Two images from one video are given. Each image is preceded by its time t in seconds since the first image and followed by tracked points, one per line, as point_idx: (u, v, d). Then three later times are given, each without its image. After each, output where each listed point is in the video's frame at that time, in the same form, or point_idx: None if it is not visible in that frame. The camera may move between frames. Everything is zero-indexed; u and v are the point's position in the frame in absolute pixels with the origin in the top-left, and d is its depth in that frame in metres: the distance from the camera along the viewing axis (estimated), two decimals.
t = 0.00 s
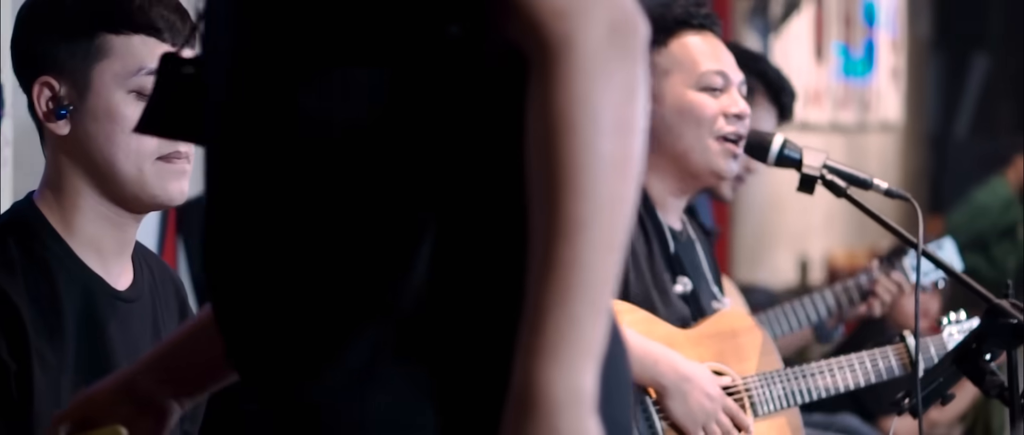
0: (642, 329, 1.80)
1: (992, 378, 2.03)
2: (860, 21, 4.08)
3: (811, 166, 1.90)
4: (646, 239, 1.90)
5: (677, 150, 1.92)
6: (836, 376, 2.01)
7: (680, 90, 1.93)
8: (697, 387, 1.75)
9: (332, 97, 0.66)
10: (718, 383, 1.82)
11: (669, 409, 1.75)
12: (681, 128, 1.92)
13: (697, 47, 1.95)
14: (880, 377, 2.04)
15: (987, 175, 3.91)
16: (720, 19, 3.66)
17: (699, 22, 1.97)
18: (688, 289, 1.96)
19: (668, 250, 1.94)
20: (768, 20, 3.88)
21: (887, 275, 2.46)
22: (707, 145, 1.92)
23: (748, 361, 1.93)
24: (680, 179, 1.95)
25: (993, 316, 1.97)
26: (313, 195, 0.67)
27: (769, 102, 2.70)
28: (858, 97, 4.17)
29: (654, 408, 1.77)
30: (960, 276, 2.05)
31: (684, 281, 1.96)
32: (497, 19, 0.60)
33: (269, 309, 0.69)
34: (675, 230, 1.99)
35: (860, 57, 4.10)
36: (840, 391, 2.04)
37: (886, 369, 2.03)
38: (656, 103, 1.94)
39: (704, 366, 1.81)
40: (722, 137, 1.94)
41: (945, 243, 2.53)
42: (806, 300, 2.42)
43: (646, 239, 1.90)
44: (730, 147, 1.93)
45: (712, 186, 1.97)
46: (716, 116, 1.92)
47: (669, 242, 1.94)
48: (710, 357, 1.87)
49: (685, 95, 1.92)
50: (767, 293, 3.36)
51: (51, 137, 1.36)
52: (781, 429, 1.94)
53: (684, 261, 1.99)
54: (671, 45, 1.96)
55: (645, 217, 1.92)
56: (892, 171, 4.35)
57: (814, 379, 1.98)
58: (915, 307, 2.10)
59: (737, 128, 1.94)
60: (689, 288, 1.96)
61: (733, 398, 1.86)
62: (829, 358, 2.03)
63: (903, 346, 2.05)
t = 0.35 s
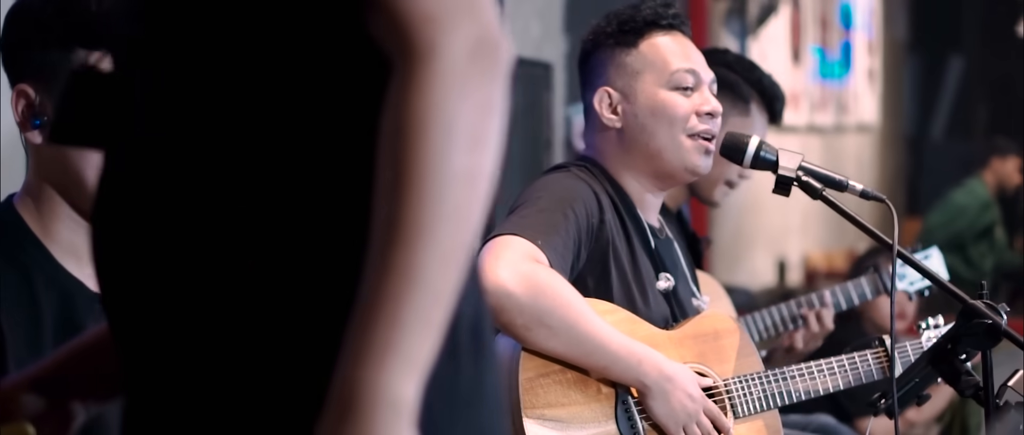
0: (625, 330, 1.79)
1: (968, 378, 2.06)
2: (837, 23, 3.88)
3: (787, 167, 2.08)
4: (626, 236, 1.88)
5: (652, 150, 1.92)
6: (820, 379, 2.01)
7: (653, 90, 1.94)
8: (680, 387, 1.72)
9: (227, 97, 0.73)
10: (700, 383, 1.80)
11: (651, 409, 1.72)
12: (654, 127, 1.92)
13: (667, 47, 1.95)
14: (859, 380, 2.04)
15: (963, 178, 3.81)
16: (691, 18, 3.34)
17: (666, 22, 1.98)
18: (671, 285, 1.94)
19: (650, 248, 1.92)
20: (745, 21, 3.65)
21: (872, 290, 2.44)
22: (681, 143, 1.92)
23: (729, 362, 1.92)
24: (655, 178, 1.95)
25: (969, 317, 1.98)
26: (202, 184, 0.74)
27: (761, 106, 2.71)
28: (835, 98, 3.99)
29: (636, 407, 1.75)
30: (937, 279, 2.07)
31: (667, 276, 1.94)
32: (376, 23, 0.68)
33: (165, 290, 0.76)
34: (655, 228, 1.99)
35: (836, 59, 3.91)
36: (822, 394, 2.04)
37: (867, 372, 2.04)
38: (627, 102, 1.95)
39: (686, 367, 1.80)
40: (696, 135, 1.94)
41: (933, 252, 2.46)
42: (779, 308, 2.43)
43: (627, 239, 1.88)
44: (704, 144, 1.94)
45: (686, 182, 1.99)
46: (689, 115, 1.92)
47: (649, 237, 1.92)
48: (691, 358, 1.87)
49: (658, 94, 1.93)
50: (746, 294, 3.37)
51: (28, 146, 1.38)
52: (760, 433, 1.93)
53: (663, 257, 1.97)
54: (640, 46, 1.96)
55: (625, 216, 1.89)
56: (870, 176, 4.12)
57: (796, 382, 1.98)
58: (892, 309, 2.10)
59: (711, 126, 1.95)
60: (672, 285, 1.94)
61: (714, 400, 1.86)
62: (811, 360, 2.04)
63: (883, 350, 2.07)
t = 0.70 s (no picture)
0: (623, 332, 1.79)
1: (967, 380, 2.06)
2: (836, 26, 3.93)
3: (785, 169, 2.08)
4: (621, 240, 1.88)
5: (649, 149, 1.93)
6: (818, 380, 2.02)
7: (646, 88, 1.94)
8: (678, 388, 1.73)
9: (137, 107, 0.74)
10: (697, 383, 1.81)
11: (649, 410, 1.73)
12: (651, 125, 1.93)
13: (655, 46, 1.98)
14: (856, 381, 2.05)
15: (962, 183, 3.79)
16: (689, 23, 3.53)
17: (654, 22, 2.01)
18: (666, 288, 1.92)
19: (645, 250, 1.92)
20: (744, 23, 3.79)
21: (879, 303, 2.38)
22: (677, 139, 1.94)
23: (727, 363, 1.93)
24: (651, 177, 1.96)
25: (967, 319, 1.99)
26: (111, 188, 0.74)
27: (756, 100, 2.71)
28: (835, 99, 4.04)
29: (634, 408, 1.75)
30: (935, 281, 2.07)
31: (662, 279, 1.92)
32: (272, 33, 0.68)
33: (75, 277, 0.77)
34: (649, 230, 1.99)
35: (835, 61, 3.97)
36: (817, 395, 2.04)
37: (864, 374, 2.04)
38: (621, 103, 1.95)
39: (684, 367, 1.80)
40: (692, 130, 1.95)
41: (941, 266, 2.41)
42: (787, 314, 2.37)
43: (622, 242, 1.88)
44: (700, 140, 1.95)
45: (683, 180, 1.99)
46: (684, 111, 1.94)
47: (644, 240, 1.92)
48: (689, 359, 1.88)
49: (652, 93, 1.94)
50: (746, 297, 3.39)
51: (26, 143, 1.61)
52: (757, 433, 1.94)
53: (658, 259, 1.96)
54: (630, 46, 1.98)
55: (620, 218, 1.89)
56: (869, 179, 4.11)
57: (793, 383, 1.98)
58: (891, 313, 2.11)
59: (706, 120, 1.96)
60: (667, 287, 1.92)
61: (712, 401, 1.87)
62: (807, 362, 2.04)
63: (880, 352, 2.08)
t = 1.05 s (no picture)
0: (605, 333, 1.80)
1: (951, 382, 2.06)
2: (820, 29, 3.94)
3: (770, 172, 2.09)
4: (602, 241, 1.89)
5: (634, 149, 1.94)
6: (800, 380, 2.03)
7: (629, 88, 1.96)
8: (659, 389, 1.78)
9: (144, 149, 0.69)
10: (679, 385, 1.85)
11: (631, 411, 1.78)
12: (636, 124, 1.94)
13: (634, 46, 2.00)
14: (838, 381, 2.05)
15: (945, 185, 3.84)
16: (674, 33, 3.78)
17: (632, 23, 2.04)
18: (646, 288, 1.93)
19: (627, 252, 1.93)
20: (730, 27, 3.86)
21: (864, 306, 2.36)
22: (662, 137, 1.95)
23: (710, 364, 1.95)
24: (635, 176, 1.97)
25: (951, 321, 1.99)
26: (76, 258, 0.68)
27: (762, 126, 2.72)
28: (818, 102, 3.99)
29: (616, 410, 1.81)
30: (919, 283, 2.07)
31: (642, 279, 1.93)
32: (330, 99, 0.66)
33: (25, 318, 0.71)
34: (629, 232, 1.99)
35: (819, 64, 3.95)
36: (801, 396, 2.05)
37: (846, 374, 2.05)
38: (605, 104, 1.96)
39: (666, 368, 1.84)
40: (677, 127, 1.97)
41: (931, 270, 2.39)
42: (772, 317, 2.37)
43: (603, 242, 1.89)
44: (684, 138, 1.96)
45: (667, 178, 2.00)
46: (669, 108, 1.96)
47: (624, 240, 1.93)
48: (671, 360, 1.88)
49: (635, 92, 1.96)
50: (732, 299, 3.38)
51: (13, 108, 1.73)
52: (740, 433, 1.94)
53: (638, 260, 1.97)
54: (609, 46, 2.00)
55: (601, 220, 1.91)
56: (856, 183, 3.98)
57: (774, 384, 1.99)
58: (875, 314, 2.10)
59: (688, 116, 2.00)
60: (648, 289, 1.94)
61: (694, 402, 1.88)
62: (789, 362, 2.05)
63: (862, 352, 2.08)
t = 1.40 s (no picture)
0: (585, 333, 1.85)
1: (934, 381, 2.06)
2: (803, 28, 3.97)
3: (754, 171, 2.08)
4: (581, 242, 1.94)
5: (615, 150, 1.96)
6: (781, 378, 2.07)
7: (608, 89, 1.98)
8: (639, 389, 1.79)
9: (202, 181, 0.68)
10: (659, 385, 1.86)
11: (612, 411, 1.78)
12: (617, 126, 1.96)
13: (612, 46, 2.02)
14: (818, 379, 2.09)
15: (928, 185, 3.81)
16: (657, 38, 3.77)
17: (609, 23, 2.05)
18: (625, 290, 1.98)
19: (604, 253, 1.97)
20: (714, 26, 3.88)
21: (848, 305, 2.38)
22: (643, 138, 1.97)
23: (691, 364, 1.99)
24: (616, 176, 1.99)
25: (935, 320, 1.99)
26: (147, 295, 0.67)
27: (744, 123, 2.71)
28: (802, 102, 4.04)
29: (597, 410, 1.80)
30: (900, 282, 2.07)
31: (620, 281, 1.98)
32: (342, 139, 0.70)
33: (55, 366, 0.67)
34: (610, 233, 2.04)
35: (803, 64, 3.98)
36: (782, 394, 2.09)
37: (827, 372, 2.08)
38: (585, 106, 1.98)
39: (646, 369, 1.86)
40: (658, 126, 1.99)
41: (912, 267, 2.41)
42: (755, 317, 2.38)
43: (582, 244, 1.94)
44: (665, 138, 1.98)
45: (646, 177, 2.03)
46: (649, 108, 1.97)
47: (604, 242, 1.97)
48: (651, 360, 1.93)
49: (615, 93, 1.98)
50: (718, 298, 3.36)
51: None
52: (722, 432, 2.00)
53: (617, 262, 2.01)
54: (587, 47, 2.02)
55: (580, 222, 1.95)
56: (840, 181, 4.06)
57: (755, 382, 2.04)
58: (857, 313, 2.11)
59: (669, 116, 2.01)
60: (627, 289, 1.99)
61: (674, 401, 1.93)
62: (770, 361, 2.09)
63: (843, 350, 2.11)
